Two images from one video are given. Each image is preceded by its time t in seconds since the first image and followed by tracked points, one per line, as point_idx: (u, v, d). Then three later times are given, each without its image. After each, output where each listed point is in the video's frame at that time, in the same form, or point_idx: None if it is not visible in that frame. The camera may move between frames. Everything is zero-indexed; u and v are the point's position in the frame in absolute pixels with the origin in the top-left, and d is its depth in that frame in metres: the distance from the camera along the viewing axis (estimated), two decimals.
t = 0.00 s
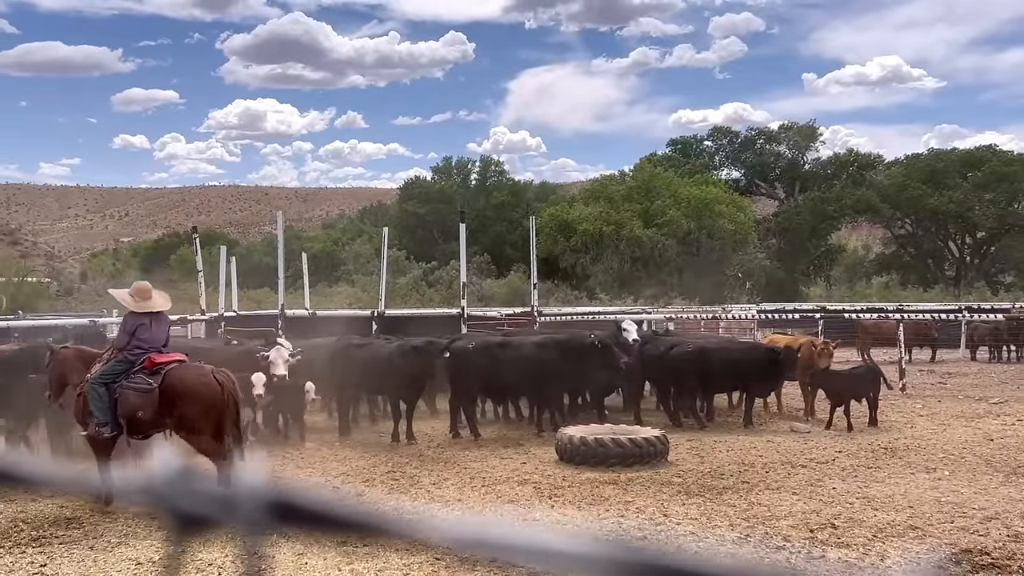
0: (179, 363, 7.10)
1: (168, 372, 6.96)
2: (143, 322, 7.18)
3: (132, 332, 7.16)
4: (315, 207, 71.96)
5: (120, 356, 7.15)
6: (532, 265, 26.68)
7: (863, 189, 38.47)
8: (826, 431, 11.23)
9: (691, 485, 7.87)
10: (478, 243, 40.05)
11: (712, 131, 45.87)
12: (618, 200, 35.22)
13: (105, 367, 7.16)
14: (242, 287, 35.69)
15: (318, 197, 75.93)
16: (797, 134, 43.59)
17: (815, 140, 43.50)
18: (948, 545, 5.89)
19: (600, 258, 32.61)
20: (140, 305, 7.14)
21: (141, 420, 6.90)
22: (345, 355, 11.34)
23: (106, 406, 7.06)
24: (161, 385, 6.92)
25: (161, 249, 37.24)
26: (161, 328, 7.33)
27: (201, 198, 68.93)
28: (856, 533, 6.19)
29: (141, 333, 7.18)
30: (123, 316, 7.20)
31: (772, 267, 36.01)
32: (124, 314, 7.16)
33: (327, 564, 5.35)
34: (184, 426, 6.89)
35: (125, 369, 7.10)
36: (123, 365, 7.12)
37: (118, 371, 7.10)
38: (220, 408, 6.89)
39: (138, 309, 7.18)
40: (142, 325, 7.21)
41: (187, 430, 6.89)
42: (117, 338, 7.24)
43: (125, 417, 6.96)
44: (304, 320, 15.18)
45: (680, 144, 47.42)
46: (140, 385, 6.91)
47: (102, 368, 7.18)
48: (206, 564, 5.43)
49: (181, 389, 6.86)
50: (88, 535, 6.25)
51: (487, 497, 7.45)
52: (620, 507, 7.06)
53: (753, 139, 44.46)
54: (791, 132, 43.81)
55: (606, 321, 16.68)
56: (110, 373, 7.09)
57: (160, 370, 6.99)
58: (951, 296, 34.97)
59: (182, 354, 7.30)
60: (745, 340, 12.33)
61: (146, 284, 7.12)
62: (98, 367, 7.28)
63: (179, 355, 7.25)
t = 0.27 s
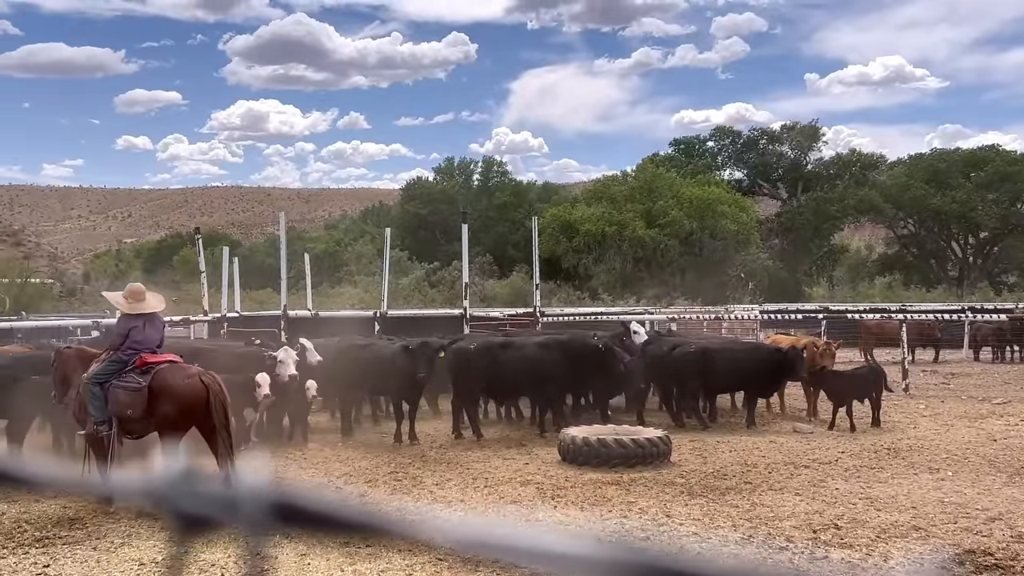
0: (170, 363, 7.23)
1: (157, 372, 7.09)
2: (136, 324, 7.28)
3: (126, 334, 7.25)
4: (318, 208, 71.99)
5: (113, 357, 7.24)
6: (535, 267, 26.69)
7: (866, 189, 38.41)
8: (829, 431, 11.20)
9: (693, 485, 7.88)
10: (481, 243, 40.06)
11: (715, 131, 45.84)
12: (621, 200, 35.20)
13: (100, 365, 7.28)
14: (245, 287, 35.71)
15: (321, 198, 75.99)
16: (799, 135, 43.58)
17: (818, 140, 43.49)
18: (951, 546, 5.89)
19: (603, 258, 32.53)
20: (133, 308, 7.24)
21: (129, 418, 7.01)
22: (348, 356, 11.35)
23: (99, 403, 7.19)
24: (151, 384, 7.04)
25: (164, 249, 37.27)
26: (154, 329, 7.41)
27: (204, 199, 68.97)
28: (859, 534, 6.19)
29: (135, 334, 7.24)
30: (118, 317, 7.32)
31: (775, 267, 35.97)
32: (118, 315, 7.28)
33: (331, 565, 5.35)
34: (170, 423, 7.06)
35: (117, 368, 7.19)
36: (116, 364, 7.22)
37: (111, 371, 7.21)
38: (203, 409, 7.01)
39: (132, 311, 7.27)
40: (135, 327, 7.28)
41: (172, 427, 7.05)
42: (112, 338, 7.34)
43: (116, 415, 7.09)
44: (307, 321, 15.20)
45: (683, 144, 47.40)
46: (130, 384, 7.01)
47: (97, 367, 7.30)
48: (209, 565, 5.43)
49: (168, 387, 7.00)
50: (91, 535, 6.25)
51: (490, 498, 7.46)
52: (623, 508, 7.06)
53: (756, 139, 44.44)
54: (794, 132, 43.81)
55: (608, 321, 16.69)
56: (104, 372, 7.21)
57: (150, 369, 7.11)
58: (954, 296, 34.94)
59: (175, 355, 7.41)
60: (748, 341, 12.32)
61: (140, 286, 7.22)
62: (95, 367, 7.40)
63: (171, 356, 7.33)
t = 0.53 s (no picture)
0: (153, 364, 7.48)
1: (139, 372, 7.33)
2: (123, 325, 7.56)
3: (113, 335, 7.53)
4: (320, 208, 72.02)
5: (101, 359, 7.51)
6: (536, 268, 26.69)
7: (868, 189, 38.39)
8: (831, 431, 11.19)
9: (695, 485, 7.88)
10: (482, 244, 40.07)
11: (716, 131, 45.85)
12: (622, 200, 35.20)
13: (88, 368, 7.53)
14: (246, 288, 35.73)
15: (322, 198, 76.04)
16: (801, 135, 43.59)
17: (819, 141, 43.51)
18: (953, 546, 5.88)
19: (603, 258, 32.41)
20: (123, 309, 7.56)
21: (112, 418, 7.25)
22: (349, 356, 11.37)
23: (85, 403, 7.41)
24: (132, 383, 7.28)
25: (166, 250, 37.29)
26: (142, 332, 7.64)
27: (205, 200, 69.03)
28: (860, 534, 6.19)
29: (121, 336, 7.53)
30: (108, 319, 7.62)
31: (776, 267, 35.94)
32: (107, 318, 7.58)
33: (333, 565, 5.35)
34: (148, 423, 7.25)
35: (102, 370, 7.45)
36: (103, 366, 7.48)
37: (98, 373, 7.46)
38: (180, 406, 7.26)
39: (120, 313, 7.58)
40: (123, 329, 7.57)
41: (152, 427, 7.26)
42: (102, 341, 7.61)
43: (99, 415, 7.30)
44: (309, 321, 15.21)
45: (684, 144, 47.40)
46: (111, 386, 7.26)
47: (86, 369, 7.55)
48: (211, 565, 5.44)
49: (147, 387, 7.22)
50: (92, 536, 6.27)
51: (491, 498, 7.46)
52: (625, 508, 7.06)
53: (757, 139, 44.46)
54: (795, 132, 43.82)
55: (610, 321, 16.71)
56: (91, 374, 7.46)
57: (132, 369, 7.36)
58: (956, 296, 34.94)
59: (161, 357, 7.63)
60: (749, 341, 12.33)
61: (134, 289, 7.58)
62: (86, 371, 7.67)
63: (155, 358, 7.57)
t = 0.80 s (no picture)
0: (138, 363, 7.47)
1: (122, 372, 7.36)
2: (106, 324, 7.55)
3: (99, 334, 7.53)
4: (320, 209, 72.03)
5: (89, 358, 7.57)
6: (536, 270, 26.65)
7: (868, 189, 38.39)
8: (832, 431, 11.19)
9: (696, 485, 7.89)
10: (483, 244, 40.08)
11: (716, 131, 45.85)
12: (622, 200, 35.22)
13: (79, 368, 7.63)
14: (247, 288, 35.71)
15: (323, 199, 76.05)
16: (801, 134, 43.62)
17: (819, 140, 43.55)
18: (954, 545, 5.87)
19: (604, 258, 32.27)
20: (110, 308, 7.58)
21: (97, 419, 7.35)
22: (349, 357, 11.37)
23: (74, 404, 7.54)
24: (114, 384, 7.34)
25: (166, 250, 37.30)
26: (127, 330, 7.60)
27: (206, 201, 69.04)
28: (861, 534, 6.18)
29: (106, 334, 7.52)
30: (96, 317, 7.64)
31: (777, 267, 35.93)
32: (94, 315, 7.58)
33: (334, 565, 5.36)
34: (132, 424, 7.27)
35: (91, 370, 7.53)
36: (92, 366, 7.54)
37: (88, 372, 7.54)
38: (160, 407, 7.26)
39: (108, 313, 7.60)
40: (108, 325, 7.55)
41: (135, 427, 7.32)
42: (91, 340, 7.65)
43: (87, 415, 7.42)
44: (309, 321, 15.18)
45: (684, 144, 47.40)
46: (97, 387, 7.36)
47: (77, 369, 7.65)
48: (212, 566, 5.43)
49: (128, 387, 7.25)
50: (93, 536, 6.27)
51: (491, 499, 7.46)
52: (625, 508, 7.06)
53: (758, 139, 44.45)
54: (795, 132, 43.84)
55: (610, 321, 16.72)
56: (81, 374, 7.57)
57: (115, 370, 7.40)
58: (957, 295, 34.97)
59: (148, 354, 7.62)
60: (750, 341, 12.33)
61: (122, 290, 7.63)
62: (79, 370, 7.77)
63: (141, 357, 7.56)
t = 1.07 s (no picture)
0: (126, 363, 7.49)
1: (110, 371, 7.40)
2: (96, 324, 7.55)
3: (88, 334, 7.53)
4: (320, 209, 72.04)
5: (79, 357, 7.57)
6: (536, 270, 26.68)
7: (868, 189, 38.41)
8: (832, 431, 11.19)
9: (696, 485, 7.90)
10: (483, 243, 40.11)
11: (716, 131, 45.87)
12: (622, 199, 35.25)
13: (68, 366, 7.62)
14: (247, 288, 35.73)
15: (324, 199, 76.10)
16: (801, 134, 43.67)
17: (819, 139, 43.60)
18: (955, 545, 5.87)
19: (604, 257, 32.14)
20: (99, 308, 7.54)
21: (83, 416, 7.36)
22: (349, 357, 11.37)
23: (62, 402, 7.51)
24: (101, 382, 7.36)
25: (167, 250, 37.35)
26: (117, 330, 7.62)
27: (206, 201, 69.07)
28: (862, 534, 6.18)
29: (96, 334, 7.53)
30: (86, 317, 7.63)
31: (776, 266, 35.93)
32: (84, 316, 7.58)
33: (335, 566, 5.37)
34: (121, 424, 7.36)
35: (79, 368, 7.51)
36: (80, 365, 7.52)
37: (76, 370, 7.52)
38: (146, 408, 7.31)
39: (98, 313, 7.57)
40: (98, 326, 7.56)
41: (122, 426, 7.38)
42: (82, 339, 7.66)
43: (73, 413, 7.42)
44: (310, 321, 15.16)
45: (684, 144, 47.42)
46: (83, 386, 7.37)
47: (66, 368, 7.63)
48: (214, 568, 5.41)
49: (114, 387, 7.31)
50: (94, 537, 6.27)
51: (492, 499, 7.46)
52: (626, 508, 7.06)
53: (757, 139, 44.41)
54: (795, 131, 43.86)
55: (611, 321, 16.73)
56: (69, 372, 7.53)
57: (103, 370, 7.41)
58: (957, 294, 34.99)
59: (137, 356, 7.63)
60: (751, 341, 12.33)
61: (109, 289, 7.59)
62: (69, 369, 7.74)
63: (130, 358, 7.56)
